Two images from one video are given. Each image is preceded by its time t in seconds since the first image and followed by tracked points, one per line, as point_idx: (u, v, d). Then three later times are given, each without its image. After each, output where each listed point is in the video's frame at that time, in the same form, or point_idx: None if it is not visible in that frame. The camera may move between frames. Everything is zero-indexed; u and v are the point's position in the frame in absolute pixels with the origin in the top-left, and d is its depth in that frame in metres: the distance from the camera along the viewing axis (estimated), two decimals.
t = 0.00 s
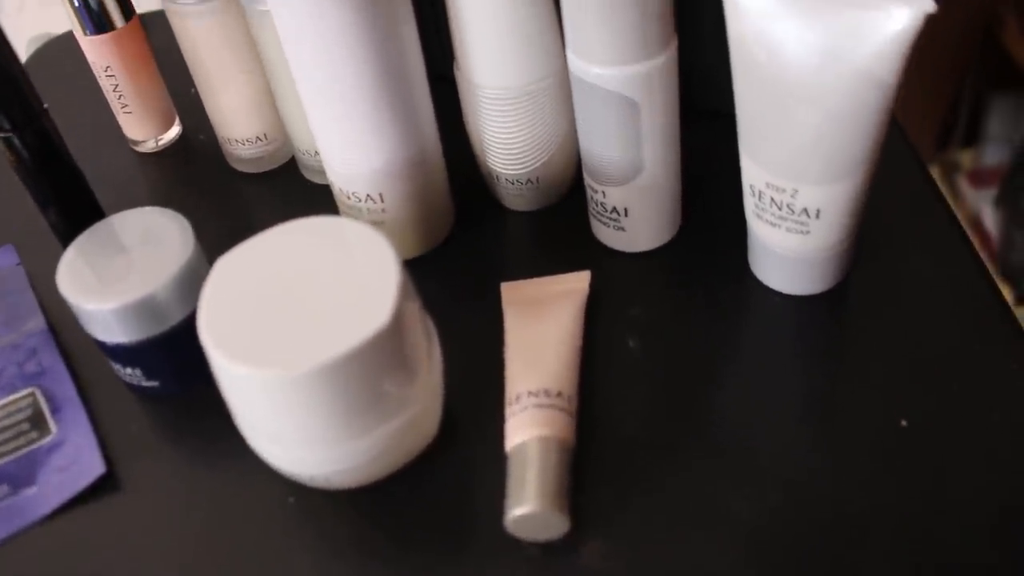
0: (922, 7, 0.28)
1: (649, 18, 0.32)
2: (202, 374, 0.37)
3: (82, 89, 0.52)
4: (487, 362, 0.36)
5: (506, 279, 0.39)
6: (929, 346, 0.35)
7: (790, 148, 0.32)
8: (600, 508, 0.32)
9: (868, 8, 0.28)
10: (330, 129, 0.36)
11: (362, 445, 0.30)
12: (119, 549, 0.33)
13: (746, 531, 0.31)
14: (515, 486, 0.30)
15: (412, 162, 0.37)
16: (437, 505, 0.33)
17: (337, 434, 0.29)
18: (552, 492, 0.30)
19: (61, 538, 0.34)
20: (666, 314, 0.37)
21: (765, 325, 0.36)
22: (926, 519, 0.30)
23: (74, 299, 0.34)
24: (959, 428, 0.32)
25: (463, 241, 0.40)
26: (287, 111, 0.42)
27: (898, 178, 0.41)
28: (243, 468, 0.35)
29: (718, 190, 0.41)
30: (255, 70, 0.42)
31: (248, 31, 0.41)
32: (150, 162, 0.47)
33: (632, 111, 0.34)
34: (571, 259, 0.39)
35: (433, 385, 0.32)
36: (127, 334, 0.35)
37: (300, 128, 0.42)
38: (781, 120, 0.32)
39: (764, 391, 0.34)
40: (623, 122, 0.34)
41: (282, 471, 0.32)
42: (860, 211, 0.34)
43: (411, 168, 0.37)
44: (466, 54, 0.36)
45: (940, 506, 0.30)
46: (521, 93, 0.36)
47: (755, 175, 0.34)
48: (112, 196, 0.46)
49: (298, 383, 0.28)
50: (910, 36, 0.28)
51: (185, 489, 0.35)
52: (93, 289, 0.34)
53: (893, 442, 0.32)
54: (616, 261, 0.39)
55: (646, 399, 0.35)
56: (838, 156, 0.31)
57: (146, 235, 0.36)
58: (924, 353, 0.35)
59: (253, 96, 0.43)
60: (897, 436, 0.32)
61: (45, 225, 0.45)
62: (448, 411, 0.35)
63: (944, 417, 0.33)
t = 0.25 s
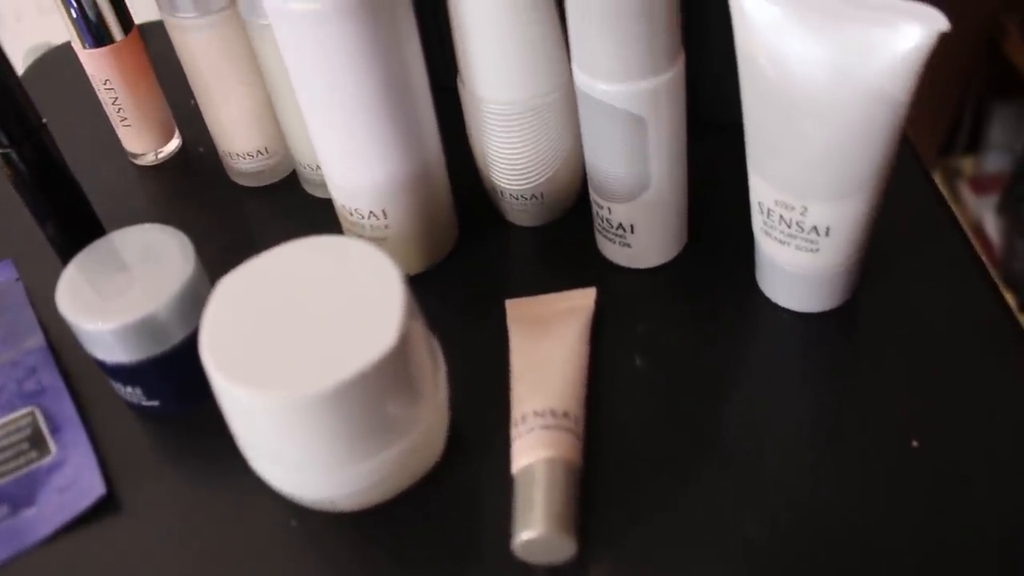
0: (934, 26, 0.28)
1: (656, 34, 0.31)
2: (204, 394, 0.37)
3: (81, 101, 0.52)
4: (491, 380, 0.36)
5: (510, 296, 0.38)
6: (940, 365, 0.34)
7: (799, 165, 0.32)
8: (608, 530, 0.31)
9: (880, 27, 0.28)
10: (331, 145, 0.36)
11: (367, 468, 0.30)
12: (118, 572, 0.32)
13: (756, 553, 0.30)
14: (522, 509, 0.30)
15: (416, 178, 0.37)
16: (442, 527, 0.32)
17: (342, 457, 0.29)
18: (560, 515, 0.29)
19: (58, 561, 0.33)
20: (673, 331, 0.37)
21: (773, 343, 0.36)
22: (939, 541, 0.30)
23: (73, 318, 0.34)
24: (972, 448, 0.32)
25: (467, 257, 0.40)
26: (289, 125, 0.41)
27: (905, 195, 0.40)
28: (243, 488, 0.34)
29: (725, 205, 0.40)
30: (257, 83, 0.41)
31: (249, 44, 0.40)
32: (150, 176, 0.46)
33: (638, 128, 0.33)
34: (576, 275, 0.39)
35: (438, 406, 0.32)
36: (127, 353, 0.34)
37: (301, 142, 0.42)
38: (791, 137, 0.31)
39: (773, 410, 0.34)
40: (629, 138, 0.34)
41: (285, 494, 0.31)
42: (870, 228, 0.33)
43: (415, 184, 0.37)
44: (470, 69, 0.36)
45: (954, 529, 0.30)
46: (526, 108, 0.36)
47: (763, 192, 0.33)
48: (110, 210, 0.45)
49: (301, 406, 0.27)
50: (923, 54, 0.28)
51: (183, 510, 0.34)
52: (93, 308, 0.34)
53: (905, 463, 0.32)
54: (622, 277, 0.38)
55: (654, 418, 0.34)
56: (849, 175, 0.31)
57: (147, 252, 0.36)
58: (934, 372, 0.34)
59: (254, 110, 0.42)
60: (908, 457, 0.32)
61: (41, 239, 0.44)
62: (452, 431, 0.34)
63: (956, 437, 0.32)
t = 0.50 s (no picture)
0: (956, 36, 0.27)
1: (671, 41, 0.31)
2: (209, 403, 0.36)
3: (82, 105, 0.51)
4: (499, 391, 0.35)
5: (518, 305, 0.38)
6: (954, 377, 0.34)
7: (815, 175, 0.31)
8: (621, 544, 0.31)
9: (900, 36, 0.28)
10: (339, 153, 0.35)
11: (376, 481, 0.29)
12: None
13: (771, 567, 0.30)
14: (533, 522, 0.29)
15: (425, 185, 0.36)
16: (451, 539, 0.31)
17: (351, 470, 0.29)
18: (572, 529, 0.29)
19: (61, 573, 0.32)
20: (683, 342, 0.36)
21: (786, 354, 0.36)
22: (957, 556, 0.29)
23: (77, 328, 0.33)
24: (988, 461, 0.31)
25: (474, 265, 0.40)
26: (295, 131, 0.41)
27: (916, 206, 0.40)
28: (250, 500, 0.34)
29: (735, 214, 0.40)
30: (262, 88, 0.41)
31: (256, 49, 0.40)
32: (153, 181, 0.46)
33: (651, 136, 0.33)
34: (586, 284, 0.38)
35: (448, 418, 0.31)
36: (132, 363, 0.34)
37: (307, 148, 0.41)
38: (806, 147, 0.31)
39: (786, 422, 0.34)
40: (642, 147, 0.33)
41: (293, 507, 0.31)
42: (884, 239, 0.33)
43: (424, 192, 0.36)
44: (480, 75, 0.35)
45: (971, 543, 0.29)
46: (536, 116, 0.35)
47: (777, 202, 0.33)
48: (112, 216, 0.45)
49: (311, 419, 0.27)
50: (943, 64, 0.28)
51: (187, 522, 0.34)
52: (98, 318, 0.33)
53: (921, 476, 0.31)
54: (631, 286, 0.38)
55: (665, 430, 0.34)
56: (865, 185, 0.31)
57: (152, 261, 0.35)
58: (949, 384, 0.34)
59: (260, 115, 0.42)
60: (924, 470, 0.32)
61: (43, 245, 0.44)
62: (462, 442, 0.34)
63: (972, 450, 0.32)
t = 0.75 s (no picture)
0: (985, 48, 0.27)
1: (693, 51, 0.30)
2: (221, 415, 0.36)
3: (89, 110, 0.51)
4: (516, 403, 0.35)
5: (534, 316, 0.37)
6: (977, 389, 0.34)
7: (838, 187, 0.31)
8: (641, 559, 0.31)
9: (928, 48, 0.28)
10: (353, 161, 0.35)
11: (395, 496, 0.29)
12: None
13: None
14: (554, 539, 0.29)
15: (441, 195, 0.36)
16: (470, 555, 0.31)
17: (370, 486, 0.28)
18: (594, 546, 0.29)
19: None
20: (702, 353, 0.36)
21: (805, 365, 0.35)
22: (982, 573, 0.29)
23: (89, 339, 0.33)
24: (1012, 476, 0.31)
25: (488, 274, 0.39)
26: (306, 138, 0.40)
27: (936, 215, 0.40)
28: (264, 513, 0.33)
29: (753, 223, 0.40)
30: (274, 95, 0.41)
31: (267, 55, 0.39)
32: (162, 187, 0.45)
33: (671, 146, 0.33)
34: (603, 294, 0.38)
35: (468, 433, 0.31)
36: (145, 375, 0.33)
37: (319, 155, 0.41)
38: (830, 158, 0.31)
39: (807, 434, 0.33)
40: (662, 157, 0.33)
41: (310, 522, 0.31)
42: (906, 251, 0.33)
43: (440, 201, 0.36)
44: (497, 84, 0.35)
45: (997, 560, 0.29)
46: (554, 125, 0.35)
47: (799, 213, 0.33)
48: (121, 223, 0.44)
49: (331, 435, 0.26)
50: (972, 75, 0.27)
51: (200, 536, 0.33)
52: (110, 329, 0.33)
53: (944, 490, 0.31)
54: (647, 298, 0.38)
55: (684, 442, 0.33)
56: (889, 197, 0.30)
57: (165, 271, 0.35)
58: (971, 397, 0.33)
59: (272, 122, 0.41)
60: (947, 484, 0.31)
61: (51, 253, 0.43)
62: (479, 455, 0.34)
63: (995, 464, 0.31)
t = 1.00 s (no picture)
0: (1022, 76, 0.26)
1: (722, 74, 0.30)
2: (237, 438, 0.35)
3: (99, 121, 0.50)
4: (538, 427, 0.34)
5: (554, 337, 0.37)
6: (1004, 414, 0.33)
7: (868, 212, 0.30)
8: None
9: (963, 74, 0.27)
10: (372, 181, 0.34)
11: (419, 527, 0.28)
12: None
13: None
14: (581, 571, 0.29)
15: (461, 216, 0.35)
16: None
17: (394, 518, 0.28)
18: None
19: None
20: (725, 376, 0.35)
21: (830, 389, 0.35)
22: None
23: (104, 362, 0.32)
24: None
25: (507, 294, 0.39)
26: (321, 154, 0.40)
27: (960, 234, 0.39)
28: (282, 540, 0.33)
29: (775, 242, 0.39)
30: (289, 111, 0.40)
31: (283, 70, 0.39)
32: (174, 202, 0.45)
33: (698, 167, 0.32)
34: (623, 315, 0.37)
35: (493, 462, 0.31)
36: (161, 400, 0.33)
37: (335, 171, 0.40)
38: (860, 183, 0.30)
39: (833, 461, 0.33)
40: (688, 179, 0.32)
41: (331, 551, 0.30)
42: (935, 275, 0.32)
43: (460, 222, 0.35)
44: (519, 104, 0.34)
45: None
46: (575, 145, 0.35)
47: (826, 237, 0.32)
48: (132, 238, 0.44)
49: (357, 470, 0.26)
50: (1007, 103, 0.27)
51: (217, 564, 0.33)
52: (126, 351, 0.32)
53: (973, 520, 0.31)
54: (668, 319, 0.37)
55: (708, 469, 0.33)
56: (920, 224, 0.30)
57: (181, 293, 0.35)
58: (999, 422, 0.33)
59: (287, 137, 0.41)
60: (976, 513, 0.31)
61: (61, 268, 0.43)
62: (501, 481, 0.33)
63: None
